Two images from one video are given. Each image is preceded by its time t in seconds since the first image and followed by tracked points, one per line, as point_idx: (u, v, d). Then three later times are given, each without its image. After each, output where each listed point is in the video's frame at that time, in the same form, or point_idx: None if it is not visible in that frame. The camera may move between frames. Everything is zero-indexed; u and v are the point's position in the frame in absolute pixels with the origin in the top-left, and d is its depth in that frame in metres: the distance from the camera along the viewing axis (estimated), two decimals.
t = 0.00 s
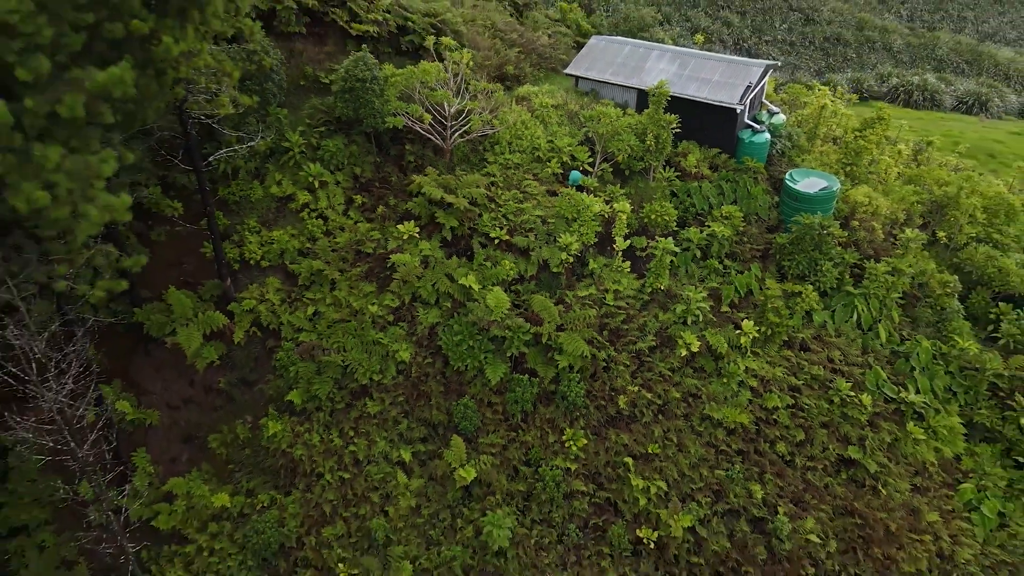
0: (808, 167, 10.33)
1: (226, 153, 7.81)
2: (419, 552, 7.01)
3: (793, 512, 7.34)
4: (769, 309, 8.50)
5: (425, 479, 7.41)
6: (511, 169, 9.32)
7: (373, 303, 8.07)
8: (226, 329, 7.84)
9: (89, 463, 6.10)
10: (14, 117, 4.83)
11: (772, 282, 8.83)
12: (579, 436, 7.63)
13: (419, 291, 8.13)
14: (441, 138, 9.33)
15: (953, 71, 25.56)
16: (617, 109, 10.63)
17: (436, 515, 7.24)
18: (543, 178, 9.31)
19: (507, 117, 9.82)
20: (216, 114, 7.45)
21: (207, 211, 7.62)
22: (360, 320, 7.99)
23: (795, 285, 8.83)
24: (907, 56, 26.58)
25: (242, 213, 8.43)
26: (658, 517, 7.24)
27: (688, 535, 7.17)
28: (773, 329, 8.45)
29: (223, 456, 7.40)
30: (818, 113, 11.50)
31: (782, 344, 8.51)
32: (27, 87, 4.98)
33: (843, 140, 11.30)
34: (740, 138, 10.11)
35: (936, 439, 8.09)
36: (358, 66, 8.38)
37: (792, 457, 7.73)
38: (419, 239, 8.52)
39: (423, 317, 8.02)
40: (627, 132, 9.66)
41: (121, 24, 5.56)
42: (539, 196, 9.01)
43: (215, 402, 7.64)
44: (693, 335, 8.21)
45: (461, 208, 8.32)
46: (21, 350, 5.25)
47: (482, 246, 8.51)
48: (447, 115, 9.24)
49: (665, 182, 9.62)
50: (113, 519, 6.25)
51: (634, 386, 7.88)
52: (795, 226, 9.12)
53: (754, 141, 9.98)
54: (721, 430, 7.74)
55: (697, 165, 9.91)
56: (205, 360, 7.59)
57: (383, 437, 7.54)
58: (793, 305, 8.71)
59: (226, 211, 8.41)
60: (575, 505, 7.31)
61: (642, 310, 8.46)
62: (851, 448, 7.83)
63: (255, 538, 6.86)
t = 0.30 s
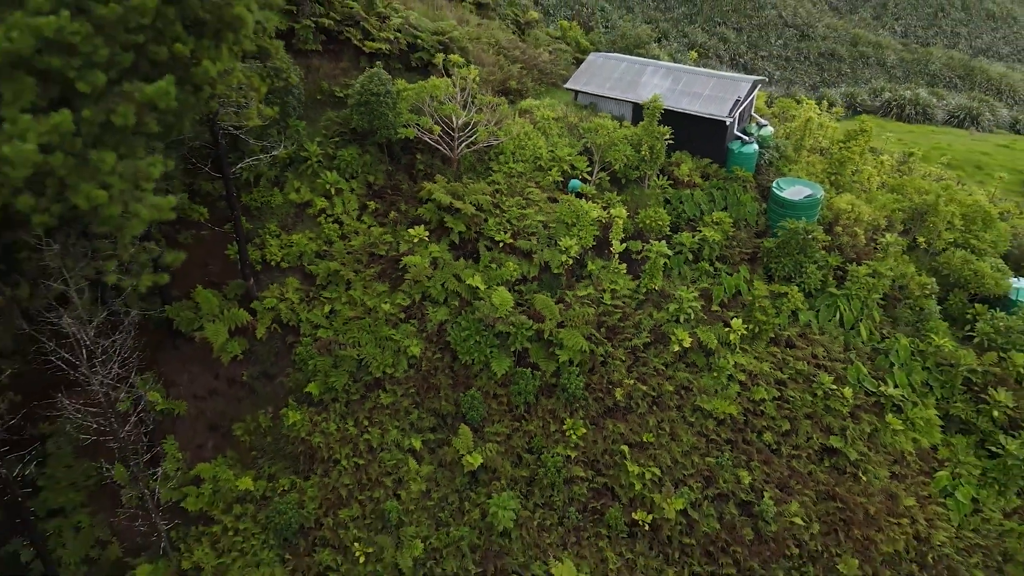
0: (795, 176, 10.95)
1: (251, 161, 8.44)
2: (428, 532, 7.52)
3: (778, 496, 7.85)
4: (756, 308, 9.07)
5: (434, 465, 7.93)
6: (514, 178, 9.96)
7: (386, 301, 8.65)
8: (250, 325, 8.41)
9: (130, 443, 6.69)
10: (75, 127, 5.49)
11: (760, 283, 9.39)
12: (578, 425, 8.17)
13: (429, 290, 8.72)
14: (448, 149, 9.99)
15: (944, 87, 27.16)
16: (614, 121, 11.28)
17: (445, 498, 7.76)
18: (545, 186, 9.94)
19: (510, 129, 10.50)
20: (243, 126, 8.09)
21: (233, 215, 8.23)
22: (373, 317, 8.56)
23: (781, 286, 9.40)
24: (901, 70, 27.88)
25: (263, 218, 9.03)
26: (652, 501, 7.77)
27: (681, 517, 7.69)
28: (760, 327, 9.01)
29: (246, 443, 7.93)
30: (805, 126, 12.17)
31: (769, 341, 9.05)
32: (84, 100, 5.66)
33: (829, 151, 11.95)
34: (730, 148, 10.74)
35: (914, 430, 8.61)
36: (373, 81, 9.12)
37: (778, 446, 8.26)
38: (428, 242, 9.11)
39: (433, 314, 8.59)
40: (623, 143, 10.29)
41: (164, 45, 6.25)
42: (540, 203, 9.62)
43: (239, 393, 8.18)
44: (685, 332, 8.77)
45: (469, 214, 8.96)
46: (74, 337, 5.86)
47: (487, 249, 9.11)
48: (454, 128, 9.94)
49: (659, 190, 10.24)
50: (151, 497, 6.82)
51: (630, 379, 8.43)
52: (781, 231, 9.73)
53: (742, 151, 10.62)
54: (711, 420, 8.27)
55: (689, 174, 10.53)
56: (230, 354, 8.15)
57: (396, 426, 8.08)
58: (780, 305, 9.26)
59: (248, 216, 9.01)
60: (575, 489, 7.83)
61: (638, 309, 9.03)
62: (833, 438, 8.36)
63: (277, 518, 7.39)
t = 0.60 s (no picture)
0: (784, 183, 11.54)
1: (274, 168, 9.01)
2: (439, 515, 8.01)
3: (768, 483, 8.34)
4: (747, 306, 9.60)
5: (444, 453, 8.43)
6: (519, 185, 10.55)
7: (398, 300, 9.19)
8: (270, 322, 8.94)
9: (164, 428, 7.26)
10: (123, 135, 6.09)
11: (751, 284, 9.92)
12: (580, 416, 8.67)
13: (438, 290, 9.26)
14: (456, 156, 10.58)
15: (936, 100, 28.04)
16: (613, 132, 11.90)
17: (454, 484, 8.24)
18: (548, 193, 10.53)
19: (514, 139, 11.12)
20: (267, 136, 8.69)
21: (256, 219, 8.78)
22: (387, 314, 9.09)
23: (771, 287, 9.95)
24: (895, 84, 28.82)
25: (282, 222, 9.58)
26: (649, 487, 8.25)
27: (676, 503, 8.18)
28: (751, 325, 9.53)
29: (267, 432, 8.42)
30: (795, 136, 12.78)
31: (760, 338, 9.57)
32: (130, 111, 6.27)
33: (818, 160, 12.56)
34: (723, 157, 11.34)
35: (897, 422, 9.10)
36: (386, 94, 9.72)
37: (768, 437, 8.75)
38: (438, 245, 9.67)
39: (443, 312, 9.13)
40: (621, 151, 10.88)
41: (200, 61, 6.85)
42: (544, 209, 10.20)
43: (260, 386, 8.69)
44: (680, 329, 9.30)
45: (476, 218, 9.55)
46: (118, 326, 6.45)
47: (493, 251, 9.67)
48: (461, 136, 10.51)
49: (656, 196, 10.82)
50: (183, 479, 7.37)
51: (628, 373, 8.95)
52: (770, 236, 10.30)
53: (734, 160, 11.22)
54: (704, 413, 8.77)
55: (684, 181, 11.12)
56: (252, 349, 8.67)
57: (407, 417, 8.57)
58: (770, 304, 9.78)
59: (268, 221, 9.57)
60: (576, 476, 8.33)
61: (635, 307, 9.57)
62: (820, 429, 8.85)
63: (297, 502, 7.86)
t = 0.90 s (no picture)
0: (774, 192, 12.15)
1: (293, 178, 9.62)
2: (448, 503, 8.53)
3: (759, 473, 8.85)
4: (739, 308, 10.15)
5: (453, 445, 8.94)
6: (522, 194, 11.17)
7: (409, 301, 9.76)
8: (288, 322, 9.49)
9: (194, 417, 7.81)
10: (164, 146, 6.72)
11: (743, 287, 10.48)
12: (580, 411, 9.20)
13: (447, 292, 9.83)
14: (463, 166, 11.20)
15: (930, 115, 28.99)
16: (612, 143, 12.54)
17: (462, 474, 8.76)
18: (550, 201, 11.14)
19: (518, 150, 11.74)
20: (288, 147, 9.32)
21: (277, 225, 9.36)
22: (398, 315, 9.64)
23: (761, 290, 10.52)
24: (890, 99, 29.67)
25: (298, 228, 10.12)
26: (646, 477, 8.77)
27: (671, 492, 8.69)
28: (743, 325, 10.09)
29: (285, 425, 8.94)
30: (786, 148, 13.42)
31: (751, 338, 10.11)
32: (170, 124, 6.91)
33: (807, 171, 13.20)
34: (716, 168, 11.95)
35: (881, 417, 9.62)
36: (398, 109, 10.37)
37: (758, 431, 9.27)
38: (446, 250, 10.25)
39: (451, 313, 9.69)
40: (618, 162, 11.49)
41: (232, 78, 7.50)
42: (546, 216, 10.80)
43: (279, 382, 9.22)
44: (675, 329, 9.86)
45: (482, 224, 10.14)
46: (156, 321, 7.03)
47: (499, 256, 10.25)
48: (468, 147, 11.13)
49: (652, 204, 11.41)
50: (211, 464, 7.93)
51: (626, 370, 9.49)
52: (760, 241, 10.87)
53: (726, 171, 11.83)
54: (698, 408, 9.30)
55: (679, 191, 11.72)
56: (272, 347, 9.21)
57: (418, 412, 9.10)
58: (761, 306, 10.32)
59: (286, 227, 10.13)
60: (577, 467, 8.84)
61: (633, 309, 10.14)
62: (807, 423, 9.37)
63: (315, 490, 8.37)
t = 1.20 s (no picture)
0: (765, 201, 12.77)
1: (311, 186, 10.25)
2: (455, 491, 9.06)
3: (749, 464, 9.38)
4: (730, 309, 10.73)
5: (460, 437, 9.49)
6: (525, 201, 11.80)
7: (419, 302, 10.35)
8: (305, 322, 10.04)
9: (219, 407, 8.33)
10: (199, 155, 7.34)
11: (734, 290, 11.07)
12: (580, 405, 9.75)
13: (454, 294, 10.43)
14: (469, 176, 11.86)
15: (925, 127, 29.91)
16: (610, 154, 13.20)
17: (469, 464, 9.30)
18: (552, 209, 11.78)
19: (521, 161, 12.41)
20: (307, 157, 9.95)
21: (295, 230, 9.97)
22: (409, 315, 10.23)
23: (751, 293, 11.10)
24: (885, 111, 30.56)
25: (314, 233, 10.73)
26: (643, 467, 9.30)
27: (666, 481, 9.21)
28: (734, 326, 10.65)
29: (302, 419, 9.47)
30: (776, 159, 14.09)
31: (742, 338, 10.68)
32: (204, 135, 7.55)
33: (796, 181, 13.85)
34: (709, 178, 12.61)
35: (865, 412, 10.16)
36: (409, 121, 11.05)
37: (749, 425, 9.80)
38: (454, 255, 10.86)
39: (459, 313, 10.27)
40: (616, 172, 12.14)
41: (259, 93, 8.15)
42: (548, 223, 11.43)
43: (296, 378, 9.77)
44: (670, 328, 10.43)
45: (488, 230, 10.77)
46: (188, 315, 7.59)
47: (503, 260, 10.86)
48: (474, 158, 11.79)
49: (648, 211, 12.03)
50: (235, 451, 8.53)
51: (623, 367, 10.06)
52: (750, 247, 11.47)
53: (719, 180, 12.49)
54: (691, 403, 9.85)
55: (674, 199, 12.35)
56: (289, 345, 9.77)
57: (427, 406, 9.64)
58: (751, 307, 10.90)
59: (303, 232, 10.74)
60: (578, 457, 9.38)
61: (630, 310, 10.72)
62: (795, 417, 9.91)
63: (331, 478, 8.89)
